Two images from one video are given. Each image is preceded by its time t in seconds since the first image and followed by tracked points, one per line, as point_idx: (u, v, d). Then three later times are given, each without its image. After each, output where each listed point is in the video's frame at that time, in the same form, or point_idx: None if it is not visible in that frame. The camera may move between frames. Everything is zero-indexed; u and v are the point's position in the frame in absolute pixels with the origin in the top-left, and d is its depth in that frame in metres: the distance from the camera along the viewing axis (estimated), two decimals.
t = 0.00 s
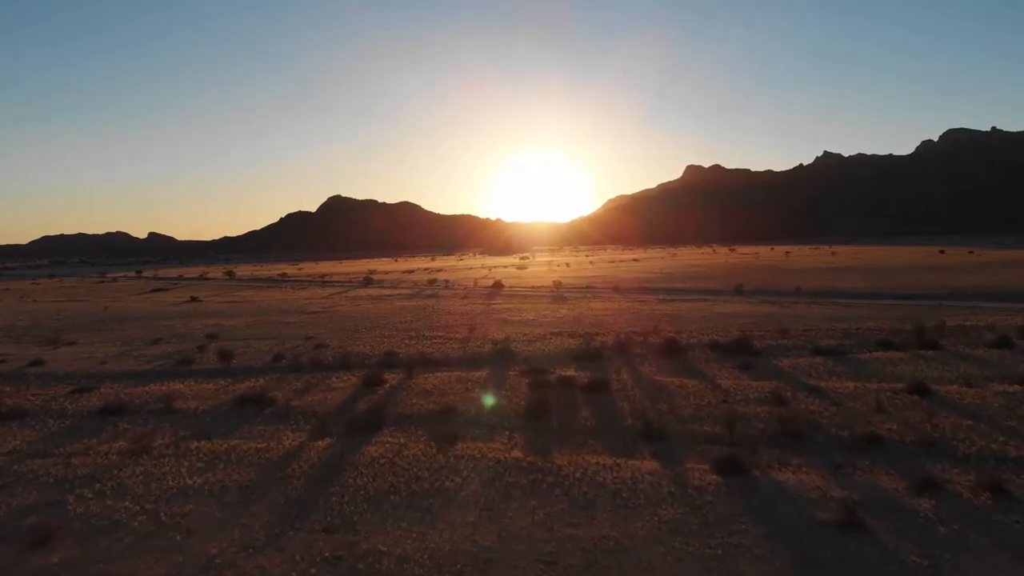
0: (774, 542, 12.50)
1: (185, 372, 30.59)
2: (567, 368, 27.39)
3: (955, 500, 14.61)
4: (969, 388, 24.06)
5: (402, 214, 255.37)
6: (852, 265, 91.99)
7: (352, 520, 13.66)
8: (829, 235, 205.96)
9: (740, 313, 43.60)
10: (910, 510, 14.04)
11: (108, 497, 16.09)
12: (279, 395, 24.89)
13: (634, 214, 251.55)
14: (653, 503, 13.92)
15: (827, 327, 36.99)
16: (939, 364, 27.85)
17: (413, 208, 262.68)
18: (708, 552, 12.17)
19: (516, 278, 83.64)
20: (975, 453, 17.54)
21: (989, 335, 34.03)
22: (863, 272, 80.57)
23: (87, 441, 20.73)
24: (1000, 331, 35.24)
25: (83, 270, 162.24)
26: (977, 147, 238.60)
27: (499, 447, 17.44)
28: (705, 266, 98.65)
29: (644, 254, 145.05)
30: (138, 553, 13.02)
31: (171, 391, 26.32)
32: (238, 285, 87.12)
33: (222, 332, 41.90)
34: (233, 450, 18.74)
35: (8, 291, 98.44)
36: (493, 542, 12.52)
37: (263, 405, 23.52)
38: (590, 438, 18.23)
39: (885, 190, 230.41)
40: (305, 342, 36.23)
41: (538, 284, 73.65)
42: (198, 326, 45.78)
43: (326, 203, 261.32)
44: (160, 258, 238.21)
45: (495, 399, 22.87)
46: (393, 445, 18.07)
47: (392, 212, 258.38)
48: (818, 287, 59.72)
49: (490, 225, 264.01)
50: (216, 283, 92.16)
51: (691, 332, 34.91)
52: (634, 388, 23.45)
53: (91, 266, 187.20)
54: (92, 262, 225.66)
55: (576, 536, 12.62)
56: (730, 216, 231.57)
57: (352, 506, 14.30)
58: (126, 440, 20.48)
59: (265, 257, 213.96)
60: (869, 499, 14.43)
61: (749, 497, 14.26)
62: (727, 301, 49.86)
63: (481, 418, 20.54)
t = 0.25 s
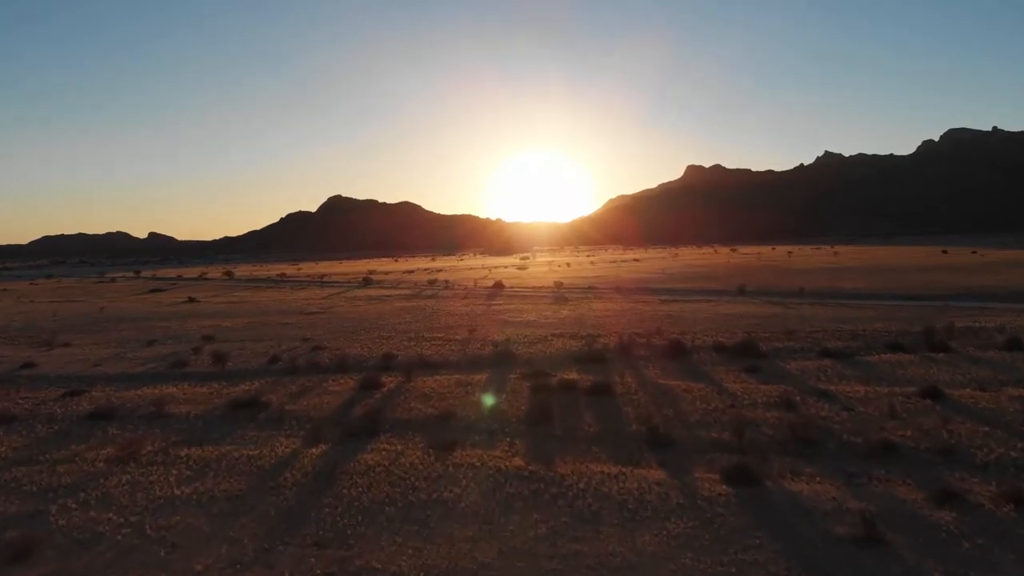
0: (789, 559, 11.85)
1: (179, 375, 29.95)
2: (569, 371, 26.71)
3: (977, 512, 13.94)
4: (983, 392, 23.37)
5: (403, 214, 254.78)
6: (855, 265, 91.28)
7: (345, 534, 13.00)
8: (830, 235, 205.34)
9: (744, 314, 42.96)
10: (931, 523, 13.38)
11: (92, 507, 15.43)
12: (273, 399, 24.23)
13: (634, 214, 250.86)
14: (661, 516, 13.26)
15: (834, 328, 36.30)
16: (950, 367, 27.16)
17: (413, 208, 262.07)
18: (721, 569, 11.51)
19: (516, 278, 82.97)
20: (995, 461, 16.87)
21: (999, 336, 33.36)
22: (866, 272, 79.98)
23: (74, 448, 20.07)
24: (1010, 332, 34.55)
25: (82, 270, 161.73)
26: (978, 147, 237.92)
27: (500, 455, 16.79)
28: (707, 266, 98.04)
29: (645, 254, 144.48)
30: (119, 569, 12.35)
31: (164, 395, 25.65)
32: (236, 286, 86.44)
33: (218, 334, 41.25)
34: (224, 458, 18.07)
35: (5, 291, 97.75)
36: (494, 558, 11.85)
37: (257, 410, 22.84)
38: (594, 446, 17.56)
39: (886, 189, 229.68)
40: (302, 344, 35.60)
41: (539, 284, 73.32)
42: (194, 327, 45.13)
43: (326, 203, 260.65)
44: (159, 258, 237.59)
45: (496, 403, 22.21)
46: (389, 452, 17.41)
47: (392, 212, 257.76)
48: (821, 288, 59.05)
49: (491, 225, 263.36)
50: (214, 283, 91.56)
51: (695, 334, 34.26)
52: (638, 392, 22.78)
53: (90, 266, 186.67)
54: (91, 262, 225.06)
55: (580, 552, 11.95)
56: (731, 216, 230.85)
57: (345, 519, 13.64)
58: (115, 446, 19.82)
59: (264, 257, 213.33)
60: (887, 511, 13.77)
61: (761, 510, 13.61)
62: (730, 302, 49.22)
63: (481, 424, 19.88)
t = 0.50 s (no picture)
0: None
1: (171, 378, 29.19)
2: (572, 375, 25.91)
3: (1007, 527, 13.17)
4: (1001, 397, 22.56)
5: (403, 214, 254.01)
6: (858, 265, 90.48)
7: (336, 552, 12.23)
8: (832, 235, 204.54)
9: (750, 315, 42.19)
10: (958, 540, 12.61)
11: (72, 521, 14.65)
12: (266, 404, 23.46)
13: (635, 214, 250.02)
14: (671, 533, 12.50)
15: (842, 330, 35.50)
16: (965, 371, 26.35)
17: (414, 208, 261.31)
18: None
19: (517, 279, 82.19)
20: (1020, 471, 16.08)
21: (1012, 338, 32.57)
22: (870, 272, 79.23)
23: (58, 456, 19.27)
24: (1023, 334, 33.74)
25: (81, 270, 161.13)
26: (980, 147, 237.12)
27: (501, 465, 16.02)
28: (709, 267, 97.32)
29: (647, 254, 143.69)
30: None
31: (154, 400, 24.86)
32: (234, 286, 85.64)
33: (214, 336, 40.49)
34: (212, 467, 17.30)
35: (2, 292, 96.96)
36: None
37: (249, 416, 22.07)
38: (599, 456, 16.79)
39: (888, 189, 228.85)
40: (298, 346, 34.82)
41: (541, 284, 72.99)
42: (190, 329, 44.37)
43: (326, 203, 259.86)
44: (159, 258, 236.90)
45: (496, 408, 21.43)
46: (385, 462, 16.64)
47: (392, 212, 257.08)
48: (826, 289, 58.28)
49: (491, 225, 262.59)
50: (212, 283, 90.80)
51: (701, 336, 33.49)
52: (644, 397, 22.01)
53: (90, 266, 186.13)
54: (90, 262, 224.39)
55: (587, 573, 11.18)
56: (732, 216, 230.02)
57: (336, 536, 12.86)
58: (100, 454, 19.03)
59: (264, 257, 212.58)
60: (911, 527, 12.99)
61: (778, 525, 12.84)
62: (735, 303, 48.43)
63: (481, 431, 19.09)
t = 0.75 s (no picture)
0: None
1: (164, 381, 28.51)
2: (575, 379, 25.22)
3: None
4: (1017, 402, 21.87)
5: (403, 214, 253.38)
6: (861, 265, 89.82)
7: (328, 570, 11.57)
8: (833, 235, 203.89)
9: (754, 316, 41.55)
10: (984, 555, 11.95)
11: (52, 535, 13.98)
12: (261, 409, 22.80)
13: (637, 214, 249.31)
14: (682, 550, 11.83)
15: (849, 332, 34.81)
16: (977, 374, 25.66)
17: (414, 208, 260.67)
18: None
19: (518, 279, 81.53)
20: None
21: None
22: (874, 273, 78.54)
23: (43, 464, 18.59)
24: None
25: (81, 270, 160.57)
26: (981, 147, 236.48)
27: (502, 475, 15.35)
28: (711, 267, 96.69)
29: (648, 254, 143.05)
30: None
31: (145, 405, 24.16)
32: (233, 286, 84.98)
33: (210, 337, 39.82)
34: (201, 477, 16.62)
35: None
36: None
37: (242, 421, 21.39)
38: (604, 465, 16.11)
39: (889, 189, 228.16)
40: (295, 348, 34.16)
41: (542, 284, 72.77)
42: (186, 330, 43.70)
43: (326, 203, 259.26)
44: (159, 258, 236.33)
45: (497, 413, 20.77)
46: (381, 471, 15.98)
47: (393, 212, 256.48)
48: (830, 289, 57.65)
49: (492, 225, 261.96)
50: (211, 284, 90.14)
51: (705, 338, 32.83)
52: (650, 402, 21.34)
53: (89, 266, 185.55)
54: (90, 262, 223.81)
55: None
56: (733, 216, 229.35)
57: (328, 551, 12.20)
58: (86, 462, 18.35)
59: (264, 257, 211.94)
60: (934, 543, 12.32)
61: (794, 540, 12.18)
62: (739, 304, 47.77)
63: (481, 437, 18.43)
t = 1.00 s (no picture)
0: None
1: (156, 385, 27.83)
2: (577, 382, 24.59)
3: None
4: None
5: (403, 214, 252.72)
6: (864, 266, 89.26)
7: None
8: (834, 234, 203.30)
9: (758, 318, 40.87)
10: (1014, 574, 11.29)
11: (31, 549, 13.33)
12: (254, 414, 22.13)
13: (637, 213, 248.64)
14: (693, 568, 11.19)
15: (856, 334, 34.15)
16: (990, 378, 25.00)
17: (414, 208, 260.09)
18: None
19: (518, 279, 80.92)
20: None
21: None
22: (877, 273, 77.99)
23: (26, 472, 17.95)
24: None
25: (79, 271, 159.90)
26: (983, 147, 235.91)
27: (502, 486, 14.70)
28: (712, 267, 95.99)
29: (648, 254, 142.39)
30: None
31: (136, 410, 23.51)
32: (231, 287, 84.34)
33: (206, 339, 39.13)
34: (190, 486, 15.98)
35: None
36: None
37: (235, 427, 20.73)
38: (609, 475, 15.43)
39: (890, 188, 227.47)
40: (291, 350, 33.49)
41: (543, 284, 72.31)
42: (182, 332, 43.03)
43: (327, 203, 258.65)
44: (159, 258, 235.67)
45: (498, 418, 20.09)
46: (377, 480, 15.34)
47: (393, 212, 255.78)
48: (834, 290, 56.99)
49: (492, 225, 261.31)
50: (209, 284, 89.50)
51: (710, 340, 32.15)
52: (655, 407, 20.66)
53: (89, 266, 184.91)
54: (90, 262, 223.25)
55: None
56: (734, 216, 228.71)
57: (319, 569, 11.56)
58: (72, 471, 17.71)
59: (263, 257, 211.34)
60: (960, 560, 11.67)
61: (812, 558, 11.54)
62: (742, 304, 47.08)
63: (480, 444, 17.79)
